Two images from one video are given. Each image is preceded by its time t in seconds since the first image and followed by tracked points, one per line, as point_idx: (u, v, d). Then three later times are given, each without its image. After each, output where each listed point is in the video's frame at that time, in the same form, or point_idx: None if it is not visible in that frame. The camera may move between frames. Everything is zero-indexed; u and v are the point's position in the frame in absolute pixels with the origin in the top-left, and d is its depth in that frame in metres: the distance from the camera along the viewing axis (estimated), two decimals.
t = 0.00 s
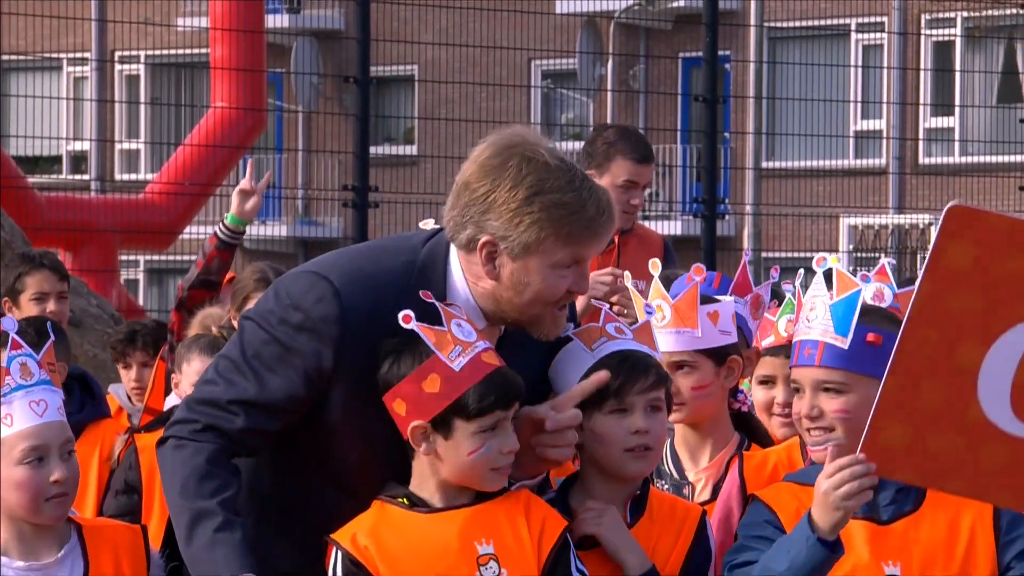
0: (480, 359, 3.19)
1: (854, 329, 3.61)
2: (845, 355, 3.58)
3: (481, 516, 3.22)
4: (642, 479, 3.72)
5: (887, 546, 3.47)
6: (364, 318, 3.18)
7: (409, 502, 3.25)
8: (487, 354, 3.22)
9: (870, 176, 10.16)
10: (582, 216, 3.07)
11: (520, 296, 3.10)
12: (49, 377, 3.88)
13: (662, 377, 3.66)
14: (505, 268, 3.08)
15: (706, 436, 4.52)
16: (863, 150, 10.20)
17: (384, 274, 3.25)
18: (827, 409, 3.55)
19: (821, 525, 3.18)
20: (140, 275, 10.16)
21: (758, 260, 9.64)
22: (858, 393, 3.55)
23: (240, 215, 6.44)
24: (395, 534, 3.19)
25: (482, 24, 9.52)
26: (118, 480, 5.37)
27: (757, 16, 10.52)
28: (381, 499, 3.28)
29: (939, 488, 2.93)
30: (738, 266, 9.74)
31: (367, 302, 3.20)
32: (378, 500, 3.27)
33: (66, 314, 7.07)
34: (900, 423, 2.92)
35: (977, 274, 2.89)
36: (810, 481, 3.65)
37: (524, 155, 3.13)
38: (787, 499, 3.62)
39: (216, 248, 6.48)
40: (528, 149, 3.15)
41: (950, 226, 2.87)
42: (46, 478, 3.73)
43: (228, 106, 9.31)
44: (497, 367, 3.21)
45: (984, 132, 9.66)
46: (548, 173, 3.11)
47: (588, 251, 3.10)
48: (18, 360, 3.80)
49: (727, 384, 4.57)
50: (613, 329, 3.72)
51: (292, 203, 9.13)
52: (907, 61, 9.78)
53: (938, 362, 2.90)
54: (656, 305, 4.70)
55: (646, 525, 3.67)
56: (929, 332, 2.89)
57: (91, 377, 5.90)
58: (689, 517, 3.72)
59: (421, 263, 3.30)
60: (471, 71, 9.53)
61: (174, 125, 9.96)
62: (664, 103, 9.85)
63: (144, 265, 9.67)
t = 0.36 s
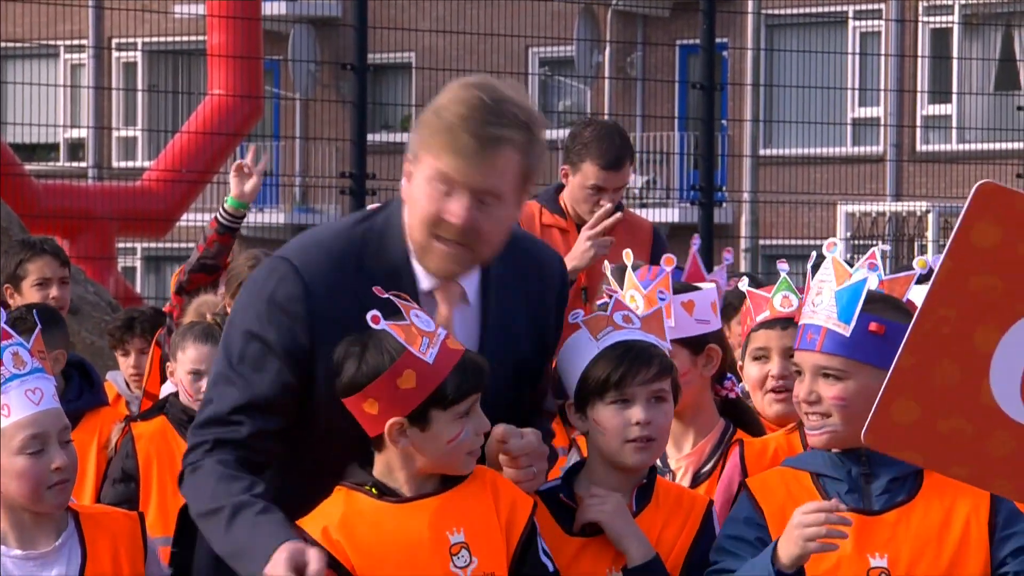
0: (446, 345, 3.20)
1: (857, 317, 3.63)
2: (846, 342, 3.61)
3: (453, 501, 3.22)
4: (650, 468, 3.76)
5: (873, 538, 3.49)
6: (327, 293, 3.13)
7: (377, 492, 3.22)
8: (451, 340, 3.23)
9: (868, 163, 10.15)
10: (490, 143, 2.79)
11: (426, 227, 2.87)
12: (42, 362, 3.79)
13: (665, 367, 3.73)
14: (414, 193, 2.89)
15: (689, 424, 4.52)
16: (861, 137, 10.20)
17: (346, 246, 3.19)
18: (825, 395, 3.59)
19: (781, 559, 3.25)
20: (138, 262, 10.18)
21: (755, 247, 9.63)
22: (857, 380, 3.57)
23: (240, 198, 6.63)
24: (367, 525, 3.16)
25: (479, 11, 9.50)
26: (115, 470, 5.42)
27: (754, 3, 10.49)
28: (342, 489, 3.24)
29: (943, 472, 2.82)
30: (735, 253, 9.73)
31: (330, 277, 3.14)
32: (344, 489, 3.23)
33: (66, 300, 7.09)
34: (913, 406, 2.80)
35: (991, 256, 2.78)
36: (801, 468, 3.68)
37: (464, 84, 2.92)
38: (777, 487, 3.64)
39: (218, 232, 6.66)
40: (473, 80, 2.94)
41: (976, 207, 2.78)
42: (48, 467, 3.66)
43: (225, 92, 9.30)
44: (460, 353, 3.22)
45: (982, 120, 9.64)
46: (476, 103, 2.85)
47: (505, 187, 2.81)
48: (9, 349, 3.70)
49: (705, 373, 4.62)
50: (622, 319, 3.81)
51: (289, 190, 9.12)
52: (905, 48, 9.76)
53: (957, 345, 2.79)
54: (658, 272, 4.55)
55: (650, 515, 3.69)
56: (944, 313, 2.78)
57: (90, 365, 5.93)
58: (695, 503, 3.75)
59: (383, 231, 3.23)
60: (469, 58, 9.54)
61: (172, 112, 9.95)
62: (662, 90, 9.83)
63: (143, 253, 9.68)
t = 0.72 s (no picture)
0: (450, 345, 3.17)
1: (863, 324, 3.57)
2: (852, 350, 3.55)
3: (459, 507, 3.24)
4: (674, 480, 3.82)
5: (882, 545, 3.49)
6: (270, 282, 3.15)
7: (384, 489, 3.24)
8: (459, 340, 3.19)
9: (877, 170, 10.13)
10: (355, 115, 3.02)
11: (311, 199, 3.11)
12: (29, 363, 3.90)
13: (651, 384, 3.87)
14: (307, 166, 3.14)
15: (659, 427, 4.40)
16: (871, 144, 10.16)
17: (285, 232, 3.23)
18: (832, 402, 3.52)
19: (805, 534, 3.27)
20: (148, 270, 10.20)
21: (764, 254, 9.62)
22: (864, 387, 3.51)
23: (225, 208, 5.89)
24: (371, 529, 3.20)
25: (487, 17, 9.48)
26: (124, 477, 5.44)
27: (764, 9, 10.45)
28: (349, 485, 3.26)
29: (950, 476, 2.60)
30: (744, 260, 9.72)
31: (271, 267, 3.17)
32: (351, 485, 3.26)
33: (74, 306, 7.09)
34: (915, 409, 2.56)
35: (1004, 253, 2.56)
36: (808, 475, 3.64)
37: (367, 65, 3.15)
38: (784, 495, 3.61)
39: (202, 242, 5.79)
40: (379, 62, 3.16)
41: (984, 204, 2.55)
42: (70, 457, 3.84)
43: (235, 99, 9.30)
44: (466, 355, 3.18)
45: (992, 125, 9.59)
46: (362, 82, 3.08)
47: (372, 159, 3.02)
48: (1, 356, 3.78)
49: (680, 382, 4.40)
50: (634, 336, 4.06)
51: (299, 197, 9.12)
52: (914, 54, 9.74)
53: (960, 346, 2.56)
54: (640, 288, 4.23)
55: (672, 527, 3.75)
56: (950, 313, 2.55)
57: (99, 373, 5.95)
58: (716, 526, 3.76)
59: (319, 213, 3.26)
60: (477, 65, 9.54)
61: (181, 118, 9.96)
62: (671, 98, 9.81)
63: (152, 259, 9.69)
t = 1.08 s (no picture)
0: (488, 346, 3.31)
1: (881, 336, 3.52)
2: (871, 362, 3.50)
3: (530, 525, 3.18)
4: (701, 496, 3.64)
5: (908, 555, 3.43)
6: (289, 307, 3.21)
7: (465, 495, 3.28)
8: (497, 343, 3.30)
9: (903, 179, 10.14)
10: (361, 132, 3.08)
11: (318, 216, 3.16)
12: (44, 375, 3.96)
13: (681, 404, 3.66)
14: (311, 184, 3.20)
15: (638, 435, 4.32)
16: (896, 153, 10.16)
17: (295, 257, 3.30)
18: (853, 416, 3.48)
19: (843, 522, 3.19)
20: (170, 279, 10.21)
21: (789, 263, 9.64)
22: (884, 400, 3.47)
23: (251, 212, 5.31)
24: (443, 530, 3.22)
25: (512, 27, 9.52)
26: (149, 485, 5.50)
27: (789, 18, 10.47)
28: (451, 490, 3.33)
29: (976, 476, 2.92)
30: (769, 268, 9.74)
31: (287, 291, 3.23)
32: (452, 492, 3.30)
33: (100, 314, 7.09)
34: (946, 408, 2.87)
35: None
36: (834, 486, 3.56)
37: (368, 82, 3.23)
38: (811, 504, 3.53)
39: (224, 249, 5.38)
40: (378, 78, 3.24)
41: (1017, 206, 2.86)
42: (83, 465, 3.85)
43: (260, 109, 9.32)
44: (494, 355, 3.28)
45: (1017, 135, 9.58)
46: (365, 99, 3.15)
47: (379, 175, 3.08)
48: (10, 368, 3.84)
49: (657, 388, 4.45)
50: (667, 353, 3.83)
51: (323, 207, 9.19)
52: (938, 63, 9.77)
53: (988, 348, 2.89)
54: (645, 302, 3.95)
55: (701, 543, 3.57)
56: (980, 315, 2.87)
57: (123, 382, 5.95)
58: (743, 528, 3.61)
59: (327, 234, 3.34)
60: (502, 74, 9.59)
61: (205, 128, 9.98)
62: (696, 108, 9.85)
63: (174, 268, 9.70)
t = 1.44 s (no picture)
0: (524, 348, 3.40)
1: (890, 338, 3.43)
2: (879, 364, 3.41)
3: (567, 523, 3.31)
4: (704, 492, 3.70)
5: (908, 556, 3.40)
6: (306, 306, 3.22)
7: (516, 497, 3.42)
8: (533, 344, 3.40)
9: (906, 178, 10.17)
10: (382, 134, 3.07)
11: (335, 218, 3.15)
12: (57, 377, 4.40)
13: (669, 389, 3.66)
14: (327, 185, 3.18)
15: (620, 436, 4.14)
16: (900, 153, 10.20)
17: (309, 257, 3.31)
18: (859, 416, 3.41)
19: (846, 530, 3.12)
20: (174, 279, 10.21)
21: (792, 262, 9.68)
22: (891, 402, 3.38)
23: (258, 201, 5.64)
24: (489, 530, 3.37)
25: (516, 26, 9.55)
26: (152, 484, 5.51)
27: (792, 19, 10.50)
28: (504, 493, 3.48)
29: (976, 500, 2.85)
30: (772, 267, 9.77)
31: (304, 291, 3.25)
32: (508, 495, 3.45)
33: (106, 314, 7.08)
34: (941, 433, 2.84)
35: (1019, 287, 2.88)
36: (835, 485, 3.53)
37: (384, 84, 3.23)
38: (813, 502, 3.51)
39: (237, 234, 5.63)
40: (395, 79, 3.24)
41: (1012, 233, 2.87)
42: (74, 473, 4.24)
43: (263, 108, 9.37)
44: (530, 356, 3.38)
45: (1019, 134, 9.63)
46: (383, 100, 3.15)
47: (400, 178, 3.07)
48: (22, 366, 4.34)
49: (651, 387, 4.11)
50: (658, 342, 3.81)
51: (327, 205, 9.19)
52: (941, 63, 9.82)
53: (987, 374, 2.86)
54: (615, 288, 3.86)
55: (705, 539, 3.65)
56: (977, 341, 2.86)
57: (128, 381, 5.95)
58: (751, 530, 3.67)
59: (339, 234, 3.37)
60: (506, 74, 9.62)
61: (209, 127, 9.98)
62: (699, 107, 9.88)
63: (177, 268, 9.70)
